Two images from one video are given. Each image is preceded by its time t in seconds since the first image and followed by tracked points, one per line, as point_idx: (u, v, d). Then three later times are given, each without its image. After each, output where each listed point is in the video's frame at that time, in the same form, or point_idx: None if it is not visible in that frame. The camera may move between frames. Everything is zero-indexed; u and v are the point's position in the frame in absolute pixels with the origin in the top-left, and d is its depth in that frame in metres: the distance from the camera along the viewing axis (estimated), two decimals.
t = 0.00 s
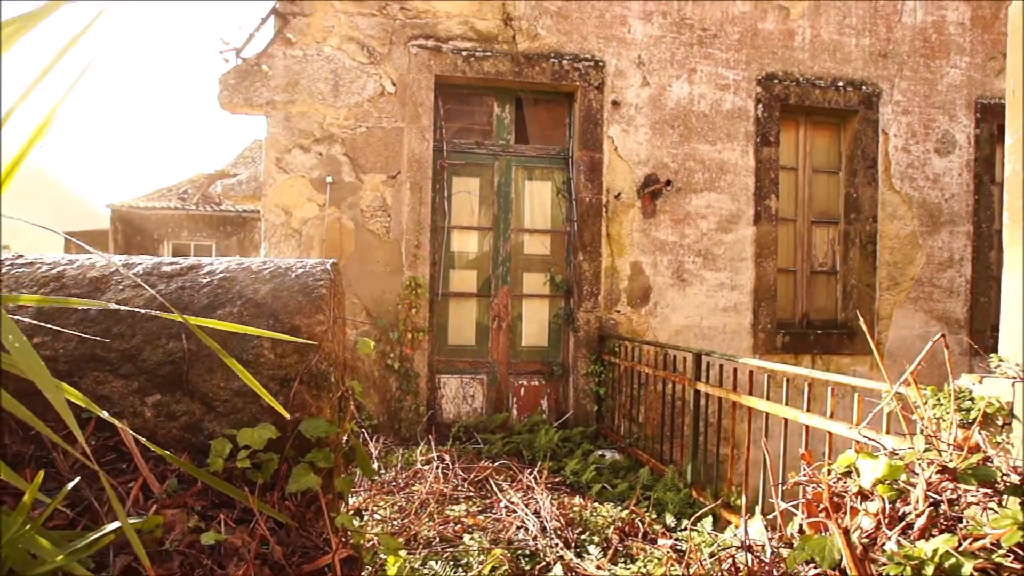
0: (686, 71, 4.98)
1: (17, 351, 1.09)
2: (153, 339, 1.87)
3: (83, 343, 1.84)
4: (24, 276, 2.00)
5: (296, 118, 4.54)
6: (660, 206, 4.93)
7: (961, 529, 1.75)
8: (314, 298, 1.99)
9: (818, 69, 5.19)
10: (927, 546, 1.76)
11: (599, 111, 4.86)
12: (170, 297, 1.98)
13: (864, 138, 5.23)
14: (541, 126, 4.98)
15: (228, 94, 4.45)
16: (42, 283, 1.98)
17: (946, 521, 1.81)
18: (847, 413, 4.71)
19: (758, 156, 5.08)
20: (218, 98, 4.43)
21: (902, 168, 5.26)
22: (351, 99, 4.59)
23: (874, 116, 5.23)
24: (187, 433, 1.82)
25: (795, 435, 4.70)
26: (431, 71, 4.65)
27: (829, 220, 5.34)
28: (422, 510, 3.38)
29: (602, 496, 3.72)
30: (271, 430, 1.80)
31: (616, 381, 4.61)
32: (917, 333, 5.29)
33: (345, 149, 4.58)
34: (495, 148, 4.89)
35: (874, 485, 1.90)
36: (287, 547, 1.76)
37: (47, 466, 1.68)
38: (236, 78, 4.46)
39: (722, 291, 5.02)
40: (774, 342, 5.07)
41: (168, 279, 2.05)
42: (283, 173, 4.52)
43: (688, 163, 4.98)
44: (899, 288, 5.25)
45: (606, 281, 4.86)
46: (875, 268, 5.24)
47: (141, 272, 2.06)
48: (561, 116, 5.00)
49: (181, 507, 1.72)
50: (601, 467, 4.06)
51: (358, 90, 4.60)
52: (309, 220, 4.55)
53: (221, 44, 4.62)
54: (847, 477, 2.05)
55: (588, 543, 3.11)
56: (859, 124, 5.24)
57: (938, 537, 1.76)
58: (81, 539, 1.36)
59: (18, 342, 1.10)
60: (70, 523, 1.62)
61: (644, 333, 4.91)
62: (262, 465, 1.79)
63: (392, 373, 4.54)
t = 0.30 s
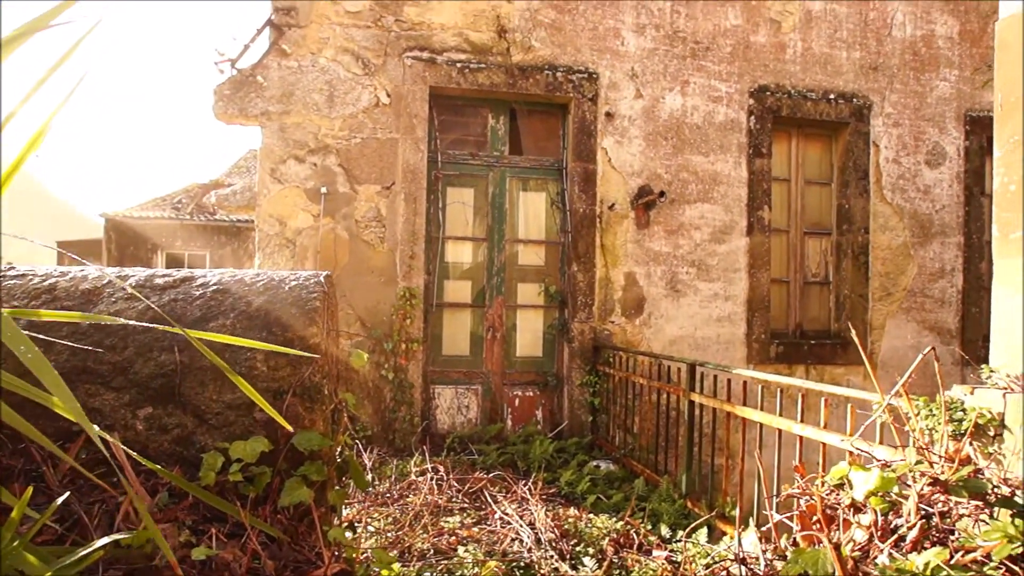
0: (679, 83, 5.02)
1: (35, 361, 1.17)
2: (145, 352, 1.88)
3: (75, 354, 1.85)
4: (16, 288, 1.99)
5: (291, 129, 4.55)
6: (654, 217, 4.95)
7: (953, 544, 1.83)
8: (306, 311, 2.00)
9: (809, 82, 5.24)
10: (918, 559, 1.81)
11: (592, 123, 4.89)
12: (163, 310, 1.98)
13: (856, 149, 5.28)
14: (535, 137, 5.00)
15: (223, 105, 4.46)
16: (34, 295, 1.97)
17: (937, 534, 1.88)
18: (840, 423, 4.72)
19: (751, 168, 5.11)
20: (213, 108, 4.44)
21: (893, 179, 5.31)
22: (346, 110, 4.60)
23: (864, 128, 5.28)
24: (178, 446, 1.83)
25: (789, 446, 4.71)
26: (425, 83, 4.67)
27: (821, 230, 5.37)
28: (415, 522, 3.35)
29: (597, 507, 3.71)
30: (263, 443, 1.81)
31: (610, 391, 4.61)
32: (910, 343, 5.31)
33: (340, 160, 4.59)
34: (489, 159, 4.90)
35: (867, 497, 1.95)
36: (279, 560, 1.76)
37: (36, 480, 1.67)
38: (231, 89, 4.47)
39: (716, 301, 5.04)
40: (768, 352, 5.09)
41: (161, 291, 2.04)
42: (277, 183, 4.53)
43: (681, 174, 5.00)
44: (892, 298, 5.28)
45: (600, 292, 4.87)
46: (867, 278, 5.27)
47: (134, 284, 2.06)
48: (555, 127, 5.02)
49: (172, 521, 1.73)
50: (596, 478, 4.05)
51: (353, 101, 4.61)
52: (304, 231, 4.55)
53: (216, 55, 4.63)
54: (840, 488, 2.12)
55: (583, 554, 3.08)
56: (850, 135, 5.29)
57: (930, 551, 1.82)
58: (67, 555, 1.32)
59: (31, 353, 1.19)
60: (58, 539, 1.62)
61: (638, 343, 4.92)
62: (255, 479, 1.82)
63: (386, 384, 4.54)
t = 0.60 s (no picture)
0: (671, 98, 5.08)
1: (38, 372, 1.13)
2: (134, 365, 1.86)
3: (62, 368, 1.84)
4: (4, 300, 1.97)
5: (286, 140, 4.56)
6: (647, 229, 4.98)
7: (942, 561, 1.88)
8: (298, 325, 2.00)
9: (799, 98, 5.31)
10: None
11: (586, 136, 4.93)
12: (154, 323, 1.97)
13: (846, 164, 5.34)
14: (530, 150, 5.03)
15: (219, 116, 4.47)
16: (22, 308, 1.96)
17: (926, 550, 1.93)
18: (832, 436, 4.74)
19: (743, 182, 5.16)
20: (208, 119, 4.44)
21: (882, 194, 5.37)
22: (341, 122, 4.62)
23: (854, 143, 5.35)
24: (166, 461, 1.83)
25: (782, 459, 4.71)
26: (421, 95, 4.70)
27: (813, 244, 5.42)
28: (406, 536, 3.31)
29: (589, 521, 3.68)
30: (253, 459, 1.82)
31: (604, 404, 4.60)
32: (900, 355, 5.35)
33: (335, 171, 4.60)
34: (484, 171, 4.93)
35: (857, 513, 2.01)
36: None
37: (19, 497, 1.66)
38: (227, 100, 4.48)
39: (709, 313, 5.06)
40: (760, 364, 5.11)
41: (151, 304, 2.03)
42: (271, 195, 4.53)
43: (674, 187, 5.05)
44: (882, 311, 5.33)
45: (594, 304, 4.88)
46: (858, 291, 5.31)
47: (124, 297, 2.05)
48: (549, 140, 5.06)
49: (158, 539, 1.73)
50: (589, 491, 4.03)
51: (348, 113, 4.63)
52: (298, 241, 4.55)
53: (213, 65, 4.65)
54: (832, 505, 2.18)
55: (575, 569, 3.05)
56: (840, 151, 5.36)
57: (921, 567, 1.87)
58: None
59: (34, 365, 1.15)
60: (40, 557, 1.60)
61: (631, 356, 4.92)
62: (243, 495, 1.83)
63: (379, 397, 4.51)
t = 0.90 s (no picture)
0: (663, 112, 5.12)
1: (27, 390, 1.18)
2: (124, 380, 1.86)
3: (52, 382, 1.83)
4: None
5: (280, 152, 4.57)
6: (639, 242, 5.00)
7: None
8: (290, 339, 2.00)
9: (790, 113, 5.36)
10: None
11: (579, 149, 4.95)
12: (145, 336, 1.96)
13: (836, 178, 5.39)
14: (522, 163, 5.05)
15: (212, 127, 4.48)
16: (13, 321, 1.95)
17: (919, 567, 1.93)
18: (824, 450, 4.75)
19: (734, 196, 5.19)
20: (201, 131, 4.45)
21: (872, 208, 5.42)
22: (334, 134, 4.63)
23: (844, 158, 5.40)
24: (156, 476, 1.81)
25: (773, 473, 4.71)
26: (414, 108, 4.73)
27: (804, 257, 5.44)
28: (397, 551, 3.27)
29: (581, 536, 3.67)
30: (244, 475, 1.81)
31: (596, 417, 4.60)
32: (891, 369, 5.37)
33: (328, 184, 4.61)
34: (477, 184, 4.94)
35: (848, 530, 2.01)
36: None
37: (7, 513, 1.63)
38: (221, 112, 4.50)
39: (701, 326, 5.07)
40: (752, 377, 5.12)
41: (142, 318, 2.03)
42: (264, 207, 4.53)
43: (666, 202, 5.07)
44: (873, 324, 5.35)
45: (586, 317, 4.89)
46: (850, 304, 5.33)
47: (116, 309, 2.04)
48: (542, 154, 5.08)
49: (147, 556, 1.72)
50: (581, 505, 4.02)
51: (342, 125, 4.65)
52: (290, 253, 4.55)
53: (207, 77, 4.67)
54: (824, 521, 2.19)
55: None
56: (831, 165, 5.40)
57: None
58: None
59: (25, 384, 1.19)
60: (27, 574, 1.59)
61: (624, 369, 4.92)
62: (234, 511, 1.82)
63: (370, 409, 4.50)
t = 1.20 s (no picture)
0: (656, 128, 5.16)
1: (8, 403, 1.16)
2: (115, 396, 1.84)
3: (41, 399, 1.81)
4: None
5: (273, 165, 4.58)
6: (631, 257, 5.02)
7: None
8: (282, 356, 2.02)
9: (780, 129, 5.42)
10: None
11: (571, 165, 4.99)
12: (136, 353, 1.96)
13: (826, 194, 5.44)
14: (516, 178, 5.07)
15: (206, 140, 4.49)
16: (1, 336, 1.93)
17: None
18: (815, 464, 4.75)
19: (725, 211, 5.23)
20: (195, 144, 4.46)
21: (862, 224, 5.46)
22: (328, 148, 4.65)
23: (834, 174, 5.45)
24: (146, 493, 1.81)
25: (765, 488, 4.71)
26: (408, 123, 4.75)
27: (795, 272, 5.46)
28: (389, 566, 3.23)
29: (574, 552, 3.64)
30: (234, 492, 1.83)
31: (588, 432, 4.59)
32: (882, 384, 5.39)
33: (321, 197, 4.61)
34: (470, 199, 4.96)
35: (840, 548, 2.05)
36: None
37: None
38: (215, 125, 4.51)
39: (693, 341, 5.08)
40: (744, 392, 5.14)
41: (133, 334, 2.02)
42: (257, 220, 4.53)
43: (658, 216, 5.10)
44: (864, 339, 5.38)
45: (578, 331, 4.89)
46: (840, 319, 5.36)
47: (106, 325, 2.03)
48: (535, 169, 5.11)
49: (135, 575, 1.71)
50: (573, 521, 3.99)
51: (336, 139, 4.66)
52: (283, 266, 4.54)
53: (202, 91, 4.69)
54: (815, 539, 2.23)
55: None
56: (821, 182, 5.45)
57: None
58: None
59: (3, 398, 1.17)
60: None
61: (616, 383, 4.92)
62: (223, 529, 1.83)
63: (362, 424, 4.48)
